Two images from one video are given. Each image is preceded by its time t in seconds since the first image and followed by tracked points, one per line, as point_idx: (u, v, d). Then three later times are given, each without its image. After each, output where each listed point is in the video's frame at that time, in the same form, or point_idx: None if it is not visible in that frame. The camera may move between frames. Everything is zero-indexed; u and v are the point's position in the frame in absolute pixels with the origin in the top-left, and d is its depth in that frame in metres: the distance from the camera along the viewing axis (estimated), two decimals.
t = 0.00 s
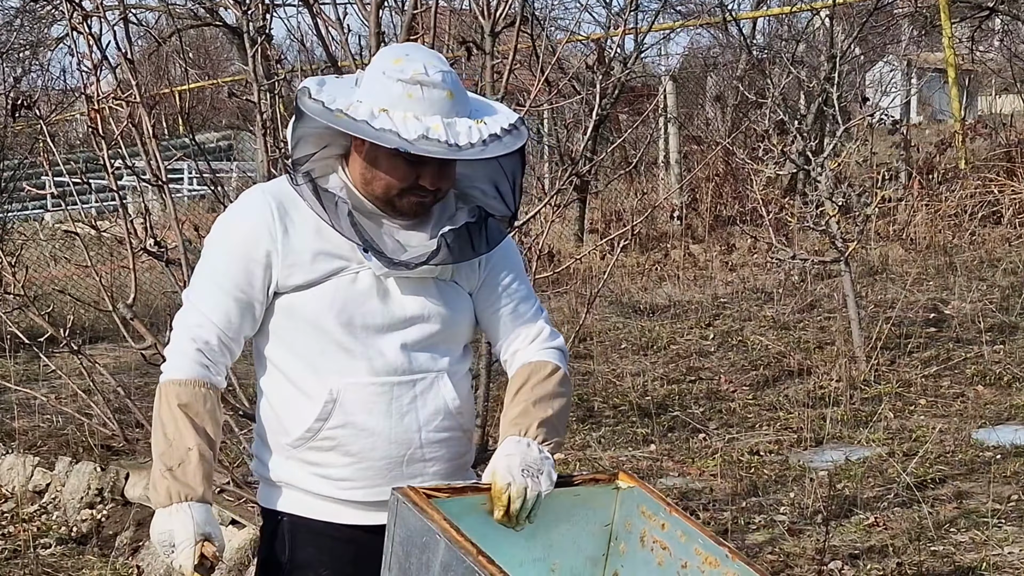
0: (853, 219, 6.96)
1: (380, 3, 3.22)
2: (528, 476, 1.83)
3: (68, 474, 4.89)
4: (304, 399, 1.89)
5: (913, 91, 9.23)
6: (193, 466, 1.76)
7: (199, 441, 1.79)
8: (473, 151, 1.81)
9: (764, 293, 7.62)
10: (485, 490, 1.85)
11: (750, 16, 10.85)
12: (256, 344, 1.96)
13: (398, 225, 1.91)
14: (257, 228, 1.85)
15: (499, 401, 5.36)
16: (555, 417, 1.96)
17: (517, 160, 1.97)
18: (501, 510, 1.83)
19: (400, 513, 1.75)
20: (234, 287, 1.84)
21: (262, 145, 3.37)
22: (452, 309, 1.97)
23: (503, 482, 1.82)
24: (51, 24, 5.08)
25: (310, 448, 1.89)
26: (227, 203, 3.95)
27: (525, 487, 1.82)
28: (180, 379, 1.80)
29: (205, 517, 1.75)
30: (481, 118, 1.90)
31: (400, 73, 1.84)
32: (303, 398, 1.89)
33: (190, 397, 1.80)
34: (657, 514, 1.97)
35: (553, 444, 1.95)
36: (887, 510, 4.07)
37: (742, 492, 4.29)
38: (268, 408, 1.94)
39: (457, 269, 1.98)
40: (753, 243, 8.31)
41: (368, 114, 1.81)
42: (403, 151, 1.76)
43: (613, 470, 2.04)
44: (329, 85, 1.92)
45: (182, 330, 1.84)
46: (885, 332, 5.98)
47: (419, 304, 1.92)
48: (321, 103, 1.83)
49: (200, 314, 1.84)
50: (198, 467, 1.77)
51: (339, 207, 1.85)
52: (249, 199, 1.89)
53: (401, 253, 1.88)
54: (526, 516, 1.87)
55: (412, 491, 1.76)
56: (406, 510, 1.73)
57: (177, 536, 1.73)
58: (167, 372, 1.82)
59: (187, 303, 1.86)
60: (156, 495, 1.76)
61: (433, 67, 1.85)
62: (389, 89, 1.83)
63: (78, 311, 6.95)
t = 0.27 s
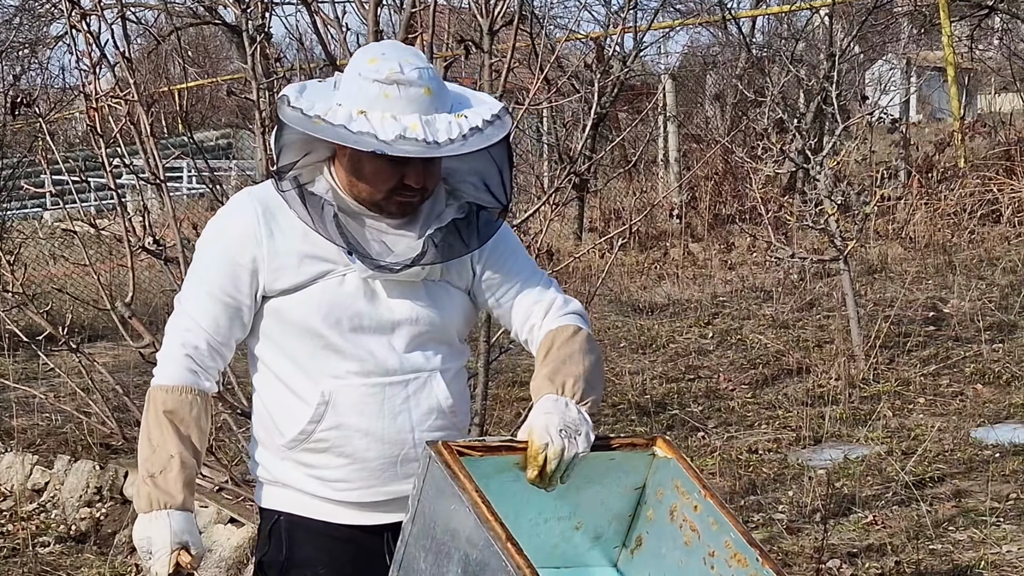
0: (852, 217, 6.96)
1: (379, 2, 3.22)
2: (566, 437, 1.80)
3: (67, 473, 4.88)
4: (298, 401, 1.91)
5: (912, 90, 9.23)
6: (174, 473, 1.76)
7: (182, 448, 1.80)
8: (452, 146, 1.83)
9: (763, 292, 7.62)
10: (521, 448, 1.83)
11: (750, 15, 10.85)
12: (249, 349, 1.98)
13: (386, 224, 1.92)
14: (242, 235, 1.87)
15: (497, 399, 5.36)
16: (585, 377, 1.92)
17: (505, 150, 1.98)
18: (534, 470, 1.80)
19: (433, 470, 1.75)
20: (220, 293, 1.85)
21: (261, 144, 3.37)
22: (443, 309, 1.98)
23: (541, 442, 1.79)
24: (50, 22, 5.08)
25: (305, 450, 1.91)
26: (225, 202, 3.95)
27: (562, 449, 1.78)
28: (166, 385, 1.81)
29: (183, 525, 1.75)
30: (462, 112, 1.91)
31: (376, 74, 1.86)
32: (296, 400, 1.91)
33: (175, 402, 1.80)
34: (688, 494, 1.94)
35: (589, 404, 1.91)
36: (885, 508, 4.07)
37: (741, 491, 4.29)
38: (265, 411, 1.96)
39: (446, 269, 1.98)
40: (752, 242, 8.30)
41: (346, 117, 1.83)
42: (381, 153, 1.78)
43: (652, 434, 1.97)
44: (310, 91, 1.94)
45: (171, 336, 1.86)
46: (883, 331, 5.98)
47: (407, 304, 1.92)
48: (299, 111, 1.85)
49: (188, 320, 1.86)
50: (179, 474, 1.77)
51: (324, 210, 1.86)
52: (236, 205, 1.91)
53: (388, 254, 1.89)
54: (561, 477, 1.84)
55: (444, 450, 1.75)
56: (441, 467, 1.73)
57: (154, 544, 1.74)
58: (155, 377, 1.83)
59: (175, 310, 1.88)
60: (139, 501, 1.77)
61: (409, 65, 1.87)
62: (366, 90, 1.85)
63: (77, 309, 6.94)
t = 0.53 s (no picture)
0: (850, 216, 6.96)
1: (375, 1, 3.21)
2: (635, 411, 1.77)
3: (64, 471, 4.88)
4: (299, 409, 1.92)
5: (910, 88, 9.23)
6: (157, 476, 1.81)
7: (168, 452, 1.84)
8: (455, 150, 1.82)
9: (761, 291, 7.62)
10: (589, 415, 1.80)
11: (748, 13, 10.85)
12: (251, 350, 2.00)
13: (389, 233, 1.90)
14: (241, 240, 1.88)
15: (495, 398, 5.36)
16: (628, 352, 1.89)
17: (509, 150, 1.97)
18: (603, 438, 1.78)
19: (516, 431, 1.71)
20: (218, 298, 1.87)
21: (257, 143, 3.36)
22: (444, 320, 1.98)
23: (613, 414, 1.76)
24: (48, 20, 5.07)
25: (303, 457, 1.93)
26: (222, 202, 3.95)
27: (632, 423, 1.76)
28: (158, 387, 1.85)
29: (161, 528, 1.80)
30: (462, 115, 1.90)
31: (373, 81, 1.85)
32: (297, 408, 1.93)
33: (164, 406, 1.84)
34: (740, 486, 2.00)
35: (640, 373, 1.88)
36: (882, 507, 4.07)
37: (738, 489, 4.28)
38: (267, 417, 1.97)
39: (449, 277, 1.97)
40: (750, 241, 8.31)
41: (345, 127, 1.82)
42: (382, 163, 1.77)
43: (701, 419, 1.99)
44: (306, 99, 1.93)
45: (166, 337, 1.88)
46: (881, 329, 5.98)
47: (409, 315, 1.92)
48: (298, 122, 1.84)
49: (184, 322, 1.88)
50: (161, 477, 1.81)
51: (325, 221, 1.85)
52: (238, 208, 1.92)
53: (391, 264, 1.88)
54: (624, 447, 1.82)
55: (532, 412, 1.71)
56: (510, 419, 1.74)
57: (131, 544, 1.79)
58: (147, 377, 1.86)
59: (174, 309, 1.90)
60: (120, 499, 1.82)
61: (406, 70, 1.85)
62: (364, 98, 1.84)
63: (76, 308, 6.94)
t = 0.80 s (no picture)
0: (847, 216, 6.96)
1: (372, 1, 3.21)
2: (751, 403, 1.96)
3: (62, 471, 4.88)
4: (368, 418, 2.01)
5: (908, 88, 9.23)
6: (201, 462, 1.90)
7: (215, 440, 1.92)
8: (550, 182, 1.84)
9: (759, 290, 7.62)
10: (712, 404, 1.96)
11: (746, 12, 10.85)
12: (320, 351, 2.08)
13: (474, 254, 1.97)
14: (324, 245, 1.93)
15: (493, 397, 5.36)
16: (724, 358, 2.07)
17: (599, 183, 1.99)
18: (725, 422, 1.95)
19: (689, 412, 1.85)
20: (297, 301, 1.93)
21: (255, 144, 3.37)
22: (518, 340, 2.07)
23: (739, 403, 1.94)
24: (45, 20, 5.07)
25: (366, 464, 2.02)
26: (220, 202, 3.96)
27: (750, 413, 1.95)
28: (220, 372, 1.92)
29: (195, 513, 1.91)
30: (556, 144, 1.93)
31: (473, 106, 1.88)
32: (366, 419, 2.01)
33: (222, 397, 1.91)
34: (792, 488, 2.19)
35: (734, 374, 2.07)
36: (879, 506, 4.07)
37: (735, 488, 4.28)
38: (333, 424, 2.06)
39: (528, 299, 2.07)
40: (748, 240, 8.31)
41: (442, 150, 1.86)
42: (480, 191, 1.81)
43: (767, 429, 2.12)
44: (402, 113, 1.97)
45: (237, 326, 1.95)
46: (878, 329, 5.99)
47: (485, 339, 2.01)
48: (395, 141, 1.88)
49: (258, 317, 1.94)
50: (203, 464, 1.90)
51: (414, 243, 1.92)
52: (326, 212, 1.97)
53: (476, 286, 1.96)
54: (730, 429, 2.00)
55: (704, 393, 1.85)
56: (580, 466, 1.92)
57: (163, 522, 1.91)
58: (211, 361, 1.93)
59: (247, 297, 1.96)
60: (162, 475, 1.91)
61: (505, 97, 1.88)
62: (463, 123, 1.87)
63: (73, 307, 6.93)
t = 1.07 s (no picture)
0: (845, 214, 6.95)
1: None
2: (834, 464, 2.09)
3: (59, 470, 4.87)
4: (443, 436, 2.01)
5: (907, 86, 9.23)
6: (282, 469, 1.90)
7: (297, 446, 1.92)
8: (652, 233, 1.81)
9: (757, 288, 7.62)
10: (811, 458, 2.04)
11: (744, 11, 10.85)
12: (398, 363, 2.06)
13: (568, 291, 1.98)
14: (424, 259, 1.91)
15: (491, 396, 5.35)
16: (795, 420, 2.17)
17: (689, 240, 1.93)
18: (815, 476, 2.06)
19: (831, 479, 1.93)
20: (391, 315, 1.91)
21: (252, 142, 3.35)
22: (592, 373, 2.09)
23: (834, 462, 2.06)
24: (42, 19, 5.06)
25: (437, 481, 2.02)
26: (216, 200, 3.95)
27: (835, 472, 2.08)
28: (306, 378, 1.91)
29: (270, 518, 1.93)
30: (660, 192, 1.88)
31: (584, 145, 1.85)
32: (443, 437, 2.01)
33: (308, 404, 1.91)
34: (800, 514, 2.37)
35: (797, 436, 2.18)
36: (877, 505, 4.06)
37: (732, 487, 4.26)
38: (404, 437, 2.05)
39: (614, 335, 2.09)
40: (746, 238, 8.31)
41: (548, 186, 1.83)
42: (582, 235, 1.78)
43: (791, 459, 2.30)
44: (516, 140, 1.96)
45: (325, 329, 1.93)
46: (876, 328, 5.98)
47: (565, 372, 2.02)
48: (503, 171, 1.87)
49: (350, 325, 1.92)
50: (284, 471, 1.91)
51: (513, 278, 1.91)
52: (427, 225, 1.95)
53: (570, 323, 1.98)
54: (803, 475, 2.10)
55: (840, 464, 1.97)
56: (700, 545, 1.82)
57: (240, 527, 1.91)
58: (299, 365, 1.91)
59: (340, 301, 1.93)
60: (240, 475, 1.90)
61: (617, 141, 1.84)
62: (572, 161, 1.84)
63: (70, 306, 6.92)
